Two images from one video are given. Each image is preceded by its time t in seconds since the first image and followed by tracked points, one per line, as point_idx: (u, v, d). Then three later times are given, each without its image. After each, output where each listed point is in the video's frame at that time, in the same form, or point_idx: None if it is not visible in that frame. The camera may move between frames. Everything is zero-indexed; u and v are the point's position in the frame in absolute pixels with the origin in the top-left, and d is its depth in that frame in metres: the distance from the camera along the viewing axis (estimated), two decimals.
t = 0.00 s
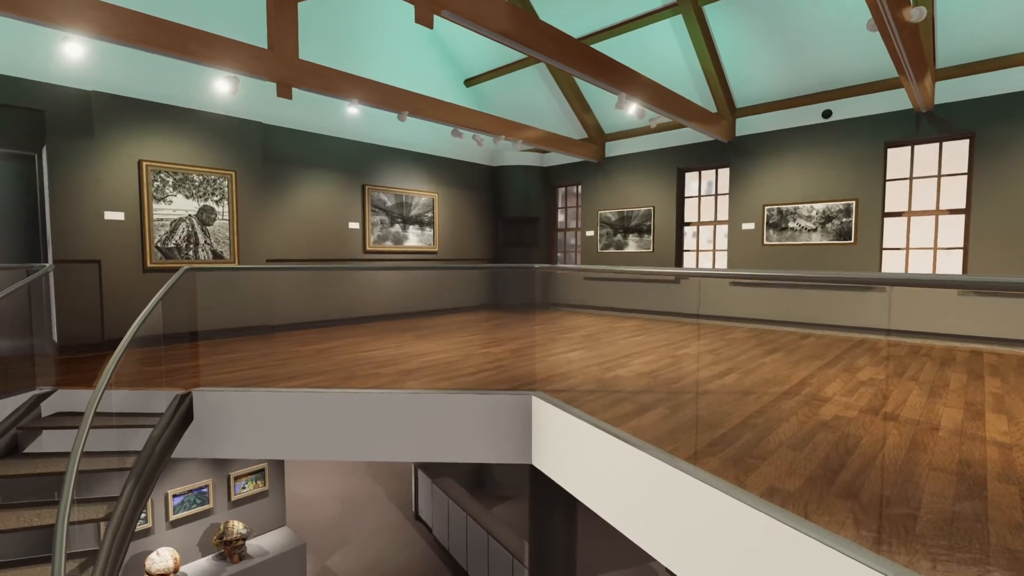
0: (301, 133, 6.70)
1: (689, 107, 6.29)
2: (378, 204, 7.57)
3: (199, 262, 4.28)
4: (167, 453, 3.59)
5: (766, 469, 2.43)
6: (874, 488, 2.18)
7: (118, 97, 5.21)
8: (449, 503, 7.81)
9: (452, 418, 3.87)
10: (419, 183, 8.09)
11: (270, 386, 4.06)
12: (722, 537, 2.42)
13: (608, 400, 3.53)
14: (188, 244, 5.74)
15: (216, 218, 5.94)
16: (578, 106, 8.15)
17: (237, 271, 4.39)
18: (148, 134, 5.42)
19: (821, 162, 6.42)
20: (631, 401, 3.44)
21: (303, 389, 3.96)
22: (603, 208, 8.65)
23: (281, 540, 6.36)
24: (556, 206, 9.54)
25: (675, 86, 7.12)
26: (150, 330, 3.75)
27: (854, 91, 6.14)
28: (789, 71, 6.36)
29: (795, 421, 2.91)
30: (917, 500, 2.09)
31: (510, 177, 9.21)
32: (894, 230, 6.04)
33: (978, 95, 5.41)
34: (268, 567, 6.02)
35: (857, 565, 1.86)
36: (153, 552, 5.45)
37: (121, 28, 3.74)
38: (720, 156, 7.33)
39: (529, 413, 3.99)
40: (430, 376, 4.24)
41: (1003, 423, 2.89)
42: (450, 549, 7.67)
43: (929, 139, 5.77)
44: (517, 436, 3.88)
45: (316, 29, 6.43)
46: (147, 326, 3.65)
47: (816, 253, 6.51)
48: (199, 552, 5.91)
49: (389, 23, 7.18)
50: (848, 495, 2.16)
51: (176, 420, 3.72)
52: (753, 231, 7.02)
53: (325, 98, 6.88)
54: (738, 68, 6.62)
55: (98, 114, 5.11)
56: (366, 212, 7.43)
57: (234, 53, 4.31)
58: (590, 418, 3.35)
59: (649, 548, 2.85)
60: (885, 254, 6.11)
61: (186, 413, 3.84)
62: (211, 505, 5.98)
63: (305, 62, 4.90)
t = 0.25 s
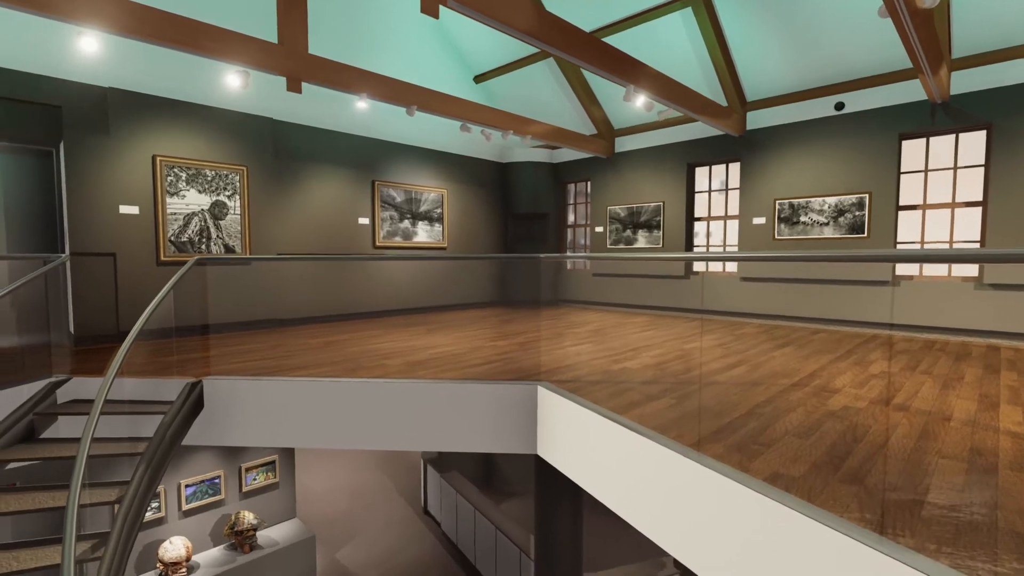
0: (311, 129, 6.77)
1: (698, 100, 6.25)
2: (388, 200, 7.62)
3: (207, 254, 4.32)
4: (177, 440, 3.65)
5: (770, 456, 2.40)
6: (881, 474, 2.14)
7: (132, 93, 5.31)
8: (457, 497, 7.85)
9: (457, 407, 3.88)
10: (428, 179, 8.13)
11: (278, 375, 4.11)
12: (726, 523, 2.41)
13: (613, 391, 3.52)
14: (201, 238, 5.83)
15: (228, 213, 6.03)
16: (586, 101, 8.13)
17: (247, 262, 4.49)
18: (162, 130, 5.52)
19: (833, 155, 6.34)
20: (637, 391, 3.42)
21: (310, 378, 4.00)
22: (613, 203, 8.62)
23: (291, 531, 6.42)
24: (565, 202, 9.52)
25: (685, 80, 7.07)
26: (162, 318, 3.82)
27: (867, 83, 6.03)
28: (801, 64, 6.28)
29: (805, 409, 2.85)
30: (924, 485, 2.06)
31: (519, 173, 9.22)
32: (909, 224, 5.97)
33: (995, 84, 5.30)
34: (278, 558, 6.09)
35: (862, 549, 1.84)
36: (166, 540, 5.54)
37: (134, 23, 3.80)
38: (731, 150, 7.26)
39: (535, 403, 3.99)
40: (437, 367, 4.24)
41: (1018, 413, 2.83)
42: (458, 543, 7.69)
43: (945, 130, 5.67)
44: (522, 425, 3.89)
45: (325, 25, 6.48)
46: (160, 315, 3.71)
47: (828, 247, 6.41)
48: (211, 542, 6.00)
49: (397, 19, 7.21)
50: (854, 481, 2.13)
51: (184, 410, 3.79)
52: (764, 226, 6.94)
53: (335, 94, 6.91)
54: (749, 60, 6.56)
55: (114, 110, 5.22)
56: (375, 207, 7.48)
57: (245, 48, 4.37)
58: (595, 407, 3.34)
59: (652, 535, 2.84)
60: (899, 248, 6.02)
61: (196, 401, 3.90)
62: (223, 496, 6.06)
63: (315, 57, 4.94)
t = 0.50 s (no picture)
0: (319, 124, 6.81)
1: (709, 93, 6.19)
2: (398, 195, 7.67)
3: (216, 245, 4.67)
4: (188, 426, 3.69)
5: (775, 442, 2.38)
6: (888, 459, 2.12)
7: (147, 90, 5.41)
8: (466, 492, 7.87)
9: (464, 396, 3.89)
10: (437, 175, 8.17)
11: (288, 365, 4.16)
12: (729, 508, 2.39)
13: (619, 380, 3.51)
14: (213, 232, 5.92)
15: (240, 207, 6.11)
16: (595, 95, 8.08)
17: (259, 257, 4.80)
18: (176, 125, 5.62)
19: (847, 148, 6.25)
20: (642, 381, 3.41)
21: (318, 365, 4.03)
22: (623, 199, 8.58)
23: (301, 523, 6.49)
24: (575, 198, 9.50)
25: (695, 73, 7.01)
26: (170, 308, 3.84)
27: (881, 74, 5.94)
28: (814, 56, 6.20)
29: (812, 397, 2.82)
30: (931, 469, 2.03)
31: (529, 169, 9.22)
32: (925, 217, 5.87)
33: (1015, 73, 5.18)
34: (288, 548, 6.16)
35: (865, 531, 1.82)
36: (179, 529, 5.64)
37: (147, 18, 3.87)
38: (742, 144, 7.20)
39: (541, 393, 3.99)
40: (445, 358, 4.26)
41: None
42: (467, 538, 7.71)
43: (962, 121, 5.57)
44: (528, 415, 3.89)
45: (336, 21, 6.51)
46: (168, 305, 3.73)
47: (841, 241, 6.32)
48: (223, 532, 6.09)
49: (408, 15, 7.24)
50: (860, 466, 2.10)
51: (195, 398, 3.79)
52: (775, 220, 6.86)
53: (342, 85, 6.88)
54: (761, 53, 6.49)
55: (129, 107, 5.32)
56: (385, 203, 7.54)
57: (255, 42, 4.42)
58: (602, 395, 3.32)
59: (655, 522, 2.83)
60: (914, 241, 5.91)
61: (207, 389, 3.93)
62: (235, 487, 6.15)
63: (325, 52, 4.99)
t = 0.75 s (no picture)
0: (329, 120, 6.88)
1: (719, 86, 6.13)
2: (408, 191, 7.71)
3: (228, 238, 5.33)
4: (198, 413, 3.72)
5: (780, 427, 2.35)
6: (894, 443, 2.08)
7: (163, 86, 5.52)
8: (475, 487, 7.89)
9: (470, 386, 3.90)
10: (447, 170, 8.20)
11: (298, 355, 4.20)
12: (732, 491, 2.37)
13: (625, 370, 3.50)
14: (226, 226, 6.01)
15: (252, 202, 6.20)
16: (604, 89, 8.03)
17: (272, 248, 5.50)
18: (189, 121, 5.71)
19: (861, 140, 6.15)
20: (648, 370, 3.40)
21: (325, 355, 4.05)
22: (633, 194, 8.53)
23: (312, 514, 6.56)
24: (585, 194, 9.47)
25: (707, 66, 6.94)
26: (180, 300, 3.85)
27: (896, 64, 5.84)
28: (827, 47, 6.11)
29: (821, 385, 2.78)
30: (936, 450, 2.00)
31: (539, 165, 9.22)
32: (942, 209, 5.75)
33: None
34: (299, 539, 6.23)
35: (864, 507, 1.80)
36: (192, 518, 5.73)
37: (160, 12, 3.94)
38: (754, 137, 7.12)
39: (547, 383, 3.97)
40: (452, 349, 4.28)
41: None
42: (476, 532, 7.72)
43: (980, 111, 5.45)
44: (534, 404, 3.89)
45: (346, 18, 6.57)
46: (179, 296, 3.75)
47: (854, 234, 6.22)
48: (235, 522, 6.18)
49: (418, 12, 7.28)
50: (865, 449, 2.07)
51: (204, 386, 3.80)
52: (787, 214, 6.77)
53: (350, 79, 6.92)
54: (773, 44, 6.41)
55: (145, 103, 5.43)
56: (395, 198, 7.58)
57: (266, 37, 4.48)
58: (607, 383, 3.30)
59: (660, 508, 2.81)
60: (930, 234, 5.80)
61: (216, 376, 3.93)
62: (247, 477, 6.24)
63: (334, 46, 5.03)
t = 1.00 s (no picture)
0: (340, 115, 6.95)
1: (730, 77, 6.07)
2: (417, 186, 7.76)
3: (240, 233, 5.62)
4: (209, 400, 3.77)
5: (784, 412, 2.33)
6: (900, 426, 2.05)
7: (177, 82, 5.62)
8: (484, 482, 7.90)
9: (476, 375, 3.91)
10: (457, 166, 8.23)
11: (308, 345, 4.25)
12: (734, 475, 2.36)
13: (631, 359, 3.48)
14: (238, 220, 6.10)
15: (264, 196, 6.29)
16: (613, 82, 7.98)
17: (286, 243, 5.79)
18: (203, 116, 5.81)
19: (875, 131, 6.05)
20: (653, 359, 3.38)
21: (333, 343, 4.07)
22: (643, 189, 8.49)
23: (322, 506, 6.63)
24: (596, 190, 9.44)
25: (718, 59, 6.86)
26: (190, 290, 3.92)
27: (912, 53, 5.73)
28: (840, 37, 6.02)
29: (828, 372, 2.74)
30: (942, 434, 1.96)
31: (548, 161, 9.21)
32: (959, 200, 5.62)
33: None
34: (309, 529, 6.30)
35: (866, 485, 1.78)
36: (205, 507, 5.83)
37: (172, 7, 4.02)
38: (766, 131, 7.04)
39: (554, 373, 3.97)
40: (460, 340, 4.30)
41: None
42: (484, 527, 7.73)
43: (999, 100, 5.32)
44: (540, 394, 3.89)
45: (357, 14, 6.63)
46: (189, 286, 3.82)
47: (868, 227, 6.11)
48: (246, 512, 6.27)
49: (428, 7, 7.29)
50: (871, 432, 2.04)
51: (216, 372, 3.84)
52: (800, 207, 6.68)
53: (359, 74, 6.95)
54: (785, 36, 6.33)
55: (160, 99, 5.54)
56: (405, 194, 7.64)
57: (276, 31, 4.54)
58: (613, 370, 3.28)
59: (665, 495, 2.78)
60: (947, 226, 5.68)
61: (227, 364, 3.98)
62: (258, 468, 6.33)
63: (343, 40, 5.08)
